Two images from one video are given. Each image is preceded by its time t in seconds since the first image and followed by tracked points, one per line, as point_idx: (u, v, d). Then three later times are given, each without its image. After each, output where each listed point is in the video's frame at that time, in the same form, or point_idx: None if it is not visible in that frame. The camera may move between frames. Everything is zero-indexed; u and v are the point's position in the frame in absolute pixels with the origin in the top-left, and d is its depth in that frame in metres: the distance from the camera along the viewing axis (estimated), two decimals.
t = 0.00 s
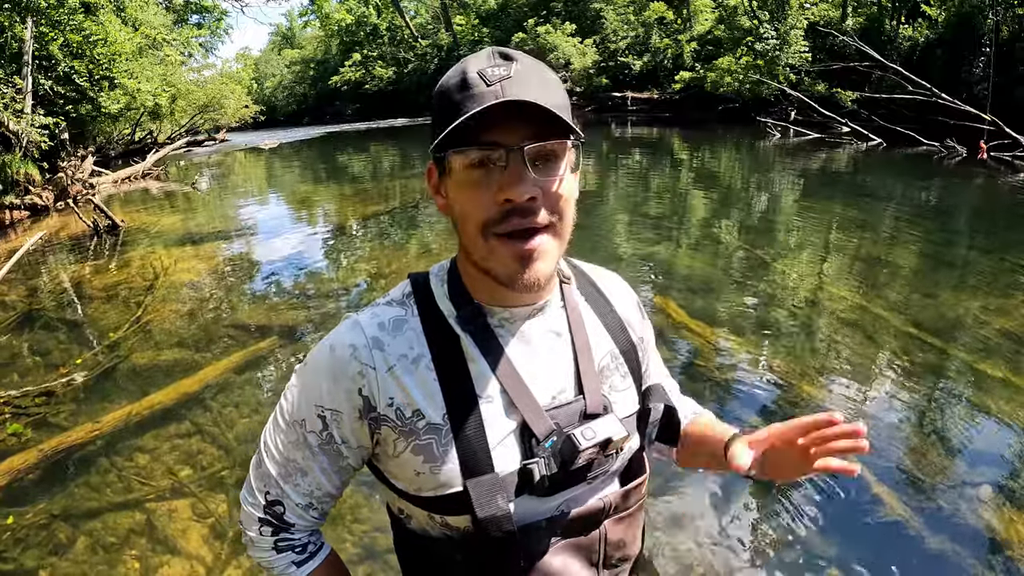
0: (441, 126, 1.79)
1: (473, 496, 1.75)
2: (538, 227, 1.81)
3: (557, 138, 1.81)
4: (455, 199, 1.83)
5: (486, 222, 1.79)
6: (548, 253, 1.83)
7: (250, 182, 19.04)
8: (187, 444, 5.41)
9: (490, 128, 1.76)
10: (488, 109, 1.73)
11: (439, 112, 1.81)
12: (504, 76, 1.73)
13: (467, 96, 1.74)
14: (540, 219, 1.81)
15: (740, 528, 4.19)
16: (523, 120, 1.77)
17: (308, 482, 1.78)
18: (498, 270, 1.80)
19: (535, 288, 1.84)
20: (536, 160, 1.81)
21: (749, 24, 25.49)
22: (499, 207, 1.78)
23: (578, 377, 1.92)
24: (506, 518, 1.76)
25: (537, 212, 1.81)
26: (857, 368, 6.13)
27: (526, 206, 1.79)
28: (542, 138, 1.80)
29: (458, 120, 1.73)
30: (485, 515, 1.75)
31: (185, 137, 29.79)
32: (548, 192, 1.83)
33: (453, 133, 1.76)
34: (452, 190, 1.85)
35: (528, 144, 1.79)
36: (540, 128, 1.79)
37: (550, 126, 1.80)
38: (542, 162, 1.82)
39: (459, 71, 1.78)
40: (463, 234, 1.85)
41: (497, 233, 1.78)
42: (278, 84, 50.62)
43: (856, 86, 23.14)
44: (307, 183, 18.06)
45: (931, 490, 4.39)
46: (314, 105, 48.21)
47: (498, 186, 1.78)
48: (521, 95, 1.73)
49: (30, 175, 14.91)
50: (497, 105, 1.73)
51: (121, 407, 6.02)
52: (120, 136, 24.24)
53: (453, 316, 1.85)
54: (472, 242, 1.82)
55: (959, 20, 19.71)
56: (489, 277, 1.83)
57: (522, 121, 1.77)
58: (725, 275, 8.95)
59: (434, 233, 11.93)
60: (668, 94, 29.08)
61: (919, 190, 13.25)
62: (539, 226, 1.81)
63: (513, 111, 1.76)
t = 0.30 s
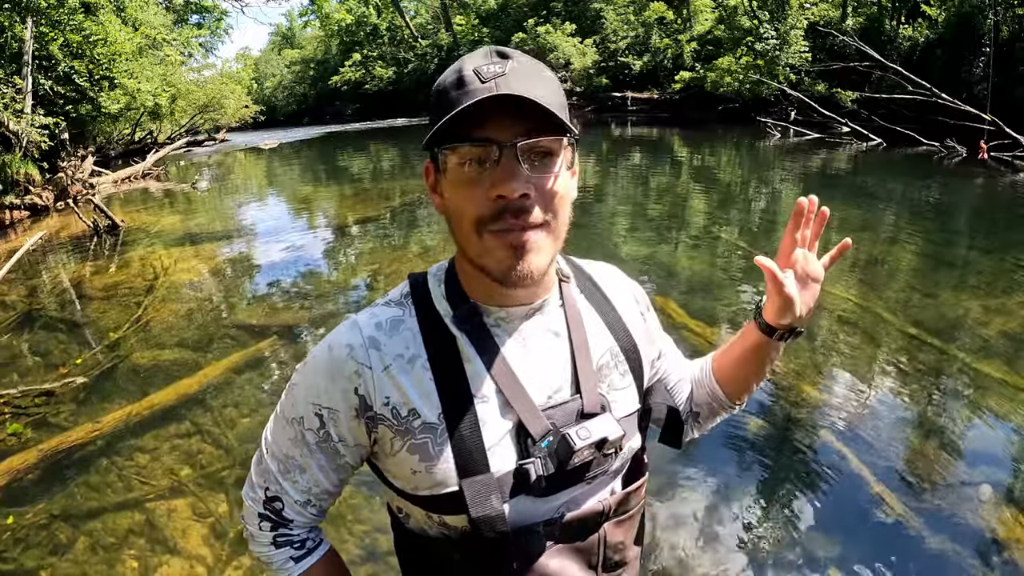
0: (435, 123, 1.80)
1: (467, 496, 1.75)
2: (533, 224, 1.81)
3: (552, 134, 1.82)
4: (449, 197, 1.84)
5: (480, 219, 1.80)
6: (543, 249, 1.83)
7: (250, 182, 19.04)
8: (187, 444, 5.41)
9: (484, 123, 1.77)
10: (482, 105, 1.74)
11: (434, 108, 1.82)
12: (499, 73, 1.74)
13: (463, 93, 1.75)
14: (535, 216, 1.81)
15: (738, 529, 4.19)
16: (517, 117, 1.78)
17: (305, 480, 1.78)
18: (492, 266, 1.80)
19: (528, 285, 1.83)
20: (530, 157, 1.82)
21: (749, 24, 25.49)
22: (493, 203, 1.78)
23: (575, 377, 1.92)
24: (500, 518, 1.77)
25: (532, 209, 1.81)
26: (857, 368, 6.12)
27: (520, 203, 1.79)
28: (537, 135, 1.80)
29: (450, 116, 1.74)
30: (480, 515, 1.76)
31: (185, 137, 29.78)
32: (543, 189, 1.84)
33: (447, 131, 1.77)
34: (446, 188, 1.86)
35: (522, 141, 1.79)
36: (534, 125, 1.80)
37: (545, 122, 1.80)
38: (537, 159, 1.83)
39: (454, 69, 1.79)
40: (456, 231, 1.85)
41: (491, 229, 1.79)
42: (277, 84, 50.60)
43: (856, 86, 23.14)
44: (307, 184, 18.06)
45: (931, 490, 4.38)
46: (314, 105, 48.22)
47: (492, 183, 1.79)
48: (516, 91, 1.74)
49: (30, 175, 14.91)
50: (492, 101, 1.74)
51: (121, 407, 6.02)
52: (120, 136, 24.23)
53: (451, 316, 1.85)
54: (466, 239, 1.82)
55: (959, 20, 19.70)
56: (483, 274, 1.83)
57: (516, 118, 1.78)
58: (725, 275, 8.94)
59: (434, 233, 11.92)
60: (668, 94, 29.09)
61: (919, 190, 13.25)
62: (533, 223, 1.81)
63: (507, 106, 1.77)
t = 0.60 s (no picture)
0: (436, 122, 1.80)
1: (468, 496, 1.75)
2: (534, 223, 1.81)
3: (555, 133, 1.82)
4: (451, 195, 1.84)
5: (480, 217, 1.80)
6: (544, 247, 1.82)
7: (250, 182, 19.04)
8: (187, 444, 5.41)
9: (485, 123, 1.77)
10: (485, 103, 1.74)
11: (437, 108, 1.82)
12: (501, 73, 1.74)
13: (464, 92, 1.75)
14: (536, 215, 1.81)
15: (736, 528, 4.20)
16: (519, 117, 1.78)
17: (305, 480, 1.78)
18: (492, 264, 1.80)
19: (529, 284, 1.83)
20: (532, 157, 1.82)
21: (749, 24, 25.49)
22: (493, 202, 1.79)
23: (576, 377, 1.92)
24: (502, 519, 1.77)
25: (533, 209, 1.81)
26: (857, 368, 6.12)
27: (520, 202, 1.79)
28: (539, 135, 1.80)
29: (451, 115, 1.74)
30: (481, 516, 1.76)
31: (185, 138, 29.78)
32: (545, 188, 1.84)
33: (448, 130, 1.77)
34: (447, 186, 1.86)
35: (524, 140, 1.79)
36: (536, 125, 1.79)
37: (546, 122, 1.80)
38: (539, 159, 1.83)
39: (456, 68, 1.79)
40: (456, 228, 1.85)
41: (490, 227, 1.79)
42: (277, 84, 50.59)
43: (856, 86, 23.14)
44: (307, 184, 18.05)
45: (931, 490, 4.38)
46: (314, 105, 48.21)
47: (493, 182, 1.79)
48: (518, 90, 1.74)
49: (29, 174, 14.90)
50: (493, 100, 1.74)
51: (121, 407, 6.02)
52: (120, 136, 24.22)
53: (451, 316, 1.85)
54: (466, 238, 1.82)
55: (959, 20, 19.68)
56: (483, 273, 1.83)
57: (518, 117, 1.78)
58: (725, 275, 8.95)
59: (434, 233, 11.92)
60: (668, 94, 29.08)
61: (918, 190, 13.25)
62: (534, 222, 1.81)
63: (509, 106, 1.77)
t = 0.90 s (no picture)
0: (441, 122, 1.79)
1: (470, 495, 1.75)
2: (538, 226, 1.81)
3: (560, 137, 1.81)
4: (455, 196, 1.84)
5: (484, 219, 1.80)
6: (547, 250, 1.83)
7: (250, 182, 19.04)
8: (187, 444, 5.41)
9: (491, 124, 1.76)
10: (490, 106, 1.73)
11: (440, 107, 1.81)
12: (507, 75, 1.73)
13: (470, 94, 1.74)
14: (541, 219, 1.81)
15: (736, 529, 4.19)
16: (525, 119, 1.78)
17: (305, 482, 1.78)
18: (496, 267, 1.81)
19: (532, 286, 1.84)
20: (536, 159, 1.81)
21: (749, 24, 25.48)
22: (498, 205, 1.78)
23: (576, 376, 1.92)
24: (504, 518, 1.77)
25: (537, 212, 1.81)
26: (857, 368, 6.12)
27: (525, 205, 1.79)
28: (545, 137, 1.80)
29: (457, 116, 1.73)
30: (484, 515, 1.75)
31: (185, 138, 29.78)
32: (548, 191, 1.84)
33: (453, 131, 1.76)
34: (451, 186, 1.85)
35: (529, 143, 1.79)
36: (541, 127, 1.79)
37: (551, 124, 1.79)
38: (543, 161, 1.83)
39: (460, 68, 1.78)
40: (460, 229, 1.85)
41: (495, 230, 1.79)
42: (277, 84, 50.59)
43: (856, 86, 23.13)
44: (308, 184, 18.06)
45: (931, 490, 4.38)
46: (314, 105, 48.21)
47: (498, 184, 1.78)
48: (524, 93, 1.73)
49: (29, 174, 14.90)
50: (498, 102, 1.73)
51: (121, 407, 6.01)
52: (120, 136, 24.22)
53: (452, 315, 1.85)
54: (470, 240, 1.82)
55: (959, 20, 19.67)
56: (487, 275, 1.83)
57: (523, 118, 1.77)
58: (725, 275, 8.94)
59: (434, 233, 11.92)
60: (668, 93, 29.09)
61: (918, 190, 13.24)
62: (538, 225, 1.81)
63: (514, 109, 1.76)
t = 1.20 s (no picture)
0: (447, 122, 1.79)
1: (476, 497, 1.74)
2: (547, 226, 1.81)
3: (567, 136, 1.82)
4: (462, 196, 1.84)
5: (492, 219, 1.79)
6: (554, 250, 1.83)
7: (250, 182, 19.04)
8: (187, 444, 5.41)
9: (497, 122, 1.76)
10: (498, 103, 1.73)
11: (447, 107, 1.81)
12: (515, 73, 1.73)
13: (477, 92, 1.74)
14: (549, 219, 1.82)
15: (738, 529, 4.19)
16: (532, 119, 1.78)
17: (308, 482, 1.78)
18: (503, 268, 1.81)
19: (540, 286, 1.84)
20: (544, 159, 1.81)
21: (749, 24, 25.48)
22: (505, 204, 1.78)
23: (581, 379, 1.93)
24: (509, 520, 1.76)
25: (546, 211, 1.82)
26: (857, 368, 6.12)
27: (534, 205, 1.79)
28: (551, 137, 1.80)
29: (465, 115, 1.73)
30: (488, 518, 1.74)
31: (185, 137, 29.77)
32: (556, 191, 1.84)
33: (460, 130, 1.76)
34: (458, 186, 1.85)
35: (537, 142, 1.79)
36: (549, 126, 1.80)
37: (559, 123, 1.80)
38: (550, 161, 1.83)
39: (467, 68, 1.78)
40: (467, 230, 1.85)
41: (503, 230, 1.78)
42: (277, 84, 50.56)
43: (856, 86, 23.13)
44: (308, 184, 18.05)
45: (931, 490, 4.39)
46: (314, 105, 48.19)
47: (505, 185, 1.78)
48: (533, 91, 1.73)
49: (29, 175, 14.90)
50: (506, 100, 1.73)
51: (121, 407, 6.01)
52: (119, 136, 24.21)
53: (458, 317, 1.85)
54: (478, 240, 1.82)
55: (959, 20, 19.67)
56: (493, 276, 1.83)
57: (531, 118, 1.77)
58: (725, 275, 8.95)
59: (434, 233, 11.92)
60: (668, 93, 29.10)
61: (918, 190, 13.25)
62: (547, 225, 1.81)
63: (522, 107, 1.76)
